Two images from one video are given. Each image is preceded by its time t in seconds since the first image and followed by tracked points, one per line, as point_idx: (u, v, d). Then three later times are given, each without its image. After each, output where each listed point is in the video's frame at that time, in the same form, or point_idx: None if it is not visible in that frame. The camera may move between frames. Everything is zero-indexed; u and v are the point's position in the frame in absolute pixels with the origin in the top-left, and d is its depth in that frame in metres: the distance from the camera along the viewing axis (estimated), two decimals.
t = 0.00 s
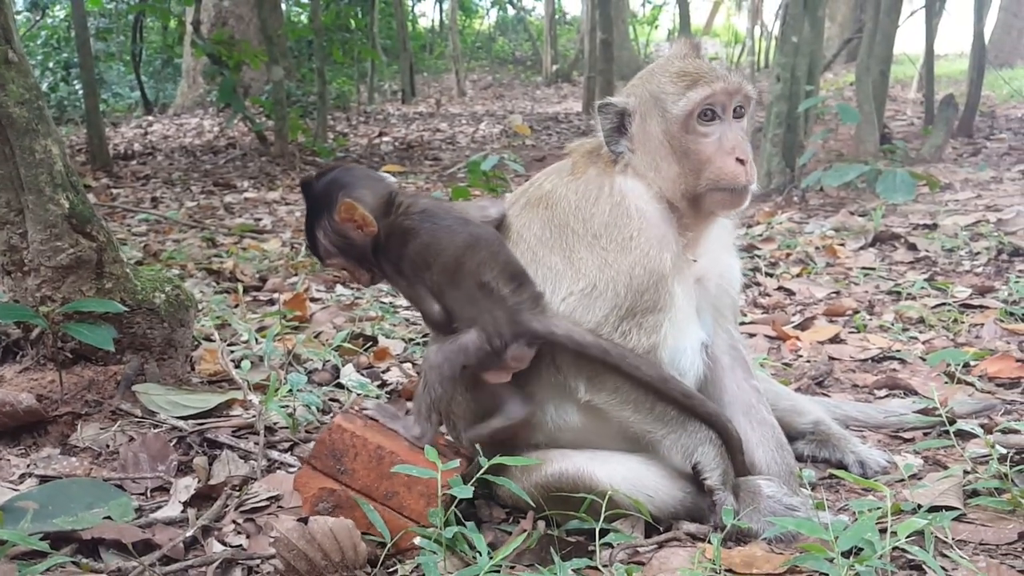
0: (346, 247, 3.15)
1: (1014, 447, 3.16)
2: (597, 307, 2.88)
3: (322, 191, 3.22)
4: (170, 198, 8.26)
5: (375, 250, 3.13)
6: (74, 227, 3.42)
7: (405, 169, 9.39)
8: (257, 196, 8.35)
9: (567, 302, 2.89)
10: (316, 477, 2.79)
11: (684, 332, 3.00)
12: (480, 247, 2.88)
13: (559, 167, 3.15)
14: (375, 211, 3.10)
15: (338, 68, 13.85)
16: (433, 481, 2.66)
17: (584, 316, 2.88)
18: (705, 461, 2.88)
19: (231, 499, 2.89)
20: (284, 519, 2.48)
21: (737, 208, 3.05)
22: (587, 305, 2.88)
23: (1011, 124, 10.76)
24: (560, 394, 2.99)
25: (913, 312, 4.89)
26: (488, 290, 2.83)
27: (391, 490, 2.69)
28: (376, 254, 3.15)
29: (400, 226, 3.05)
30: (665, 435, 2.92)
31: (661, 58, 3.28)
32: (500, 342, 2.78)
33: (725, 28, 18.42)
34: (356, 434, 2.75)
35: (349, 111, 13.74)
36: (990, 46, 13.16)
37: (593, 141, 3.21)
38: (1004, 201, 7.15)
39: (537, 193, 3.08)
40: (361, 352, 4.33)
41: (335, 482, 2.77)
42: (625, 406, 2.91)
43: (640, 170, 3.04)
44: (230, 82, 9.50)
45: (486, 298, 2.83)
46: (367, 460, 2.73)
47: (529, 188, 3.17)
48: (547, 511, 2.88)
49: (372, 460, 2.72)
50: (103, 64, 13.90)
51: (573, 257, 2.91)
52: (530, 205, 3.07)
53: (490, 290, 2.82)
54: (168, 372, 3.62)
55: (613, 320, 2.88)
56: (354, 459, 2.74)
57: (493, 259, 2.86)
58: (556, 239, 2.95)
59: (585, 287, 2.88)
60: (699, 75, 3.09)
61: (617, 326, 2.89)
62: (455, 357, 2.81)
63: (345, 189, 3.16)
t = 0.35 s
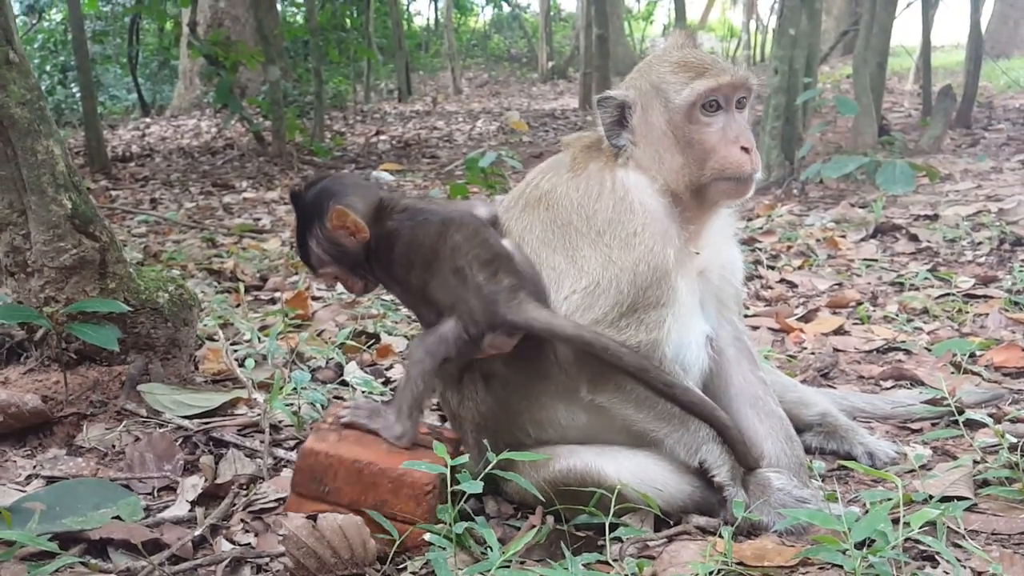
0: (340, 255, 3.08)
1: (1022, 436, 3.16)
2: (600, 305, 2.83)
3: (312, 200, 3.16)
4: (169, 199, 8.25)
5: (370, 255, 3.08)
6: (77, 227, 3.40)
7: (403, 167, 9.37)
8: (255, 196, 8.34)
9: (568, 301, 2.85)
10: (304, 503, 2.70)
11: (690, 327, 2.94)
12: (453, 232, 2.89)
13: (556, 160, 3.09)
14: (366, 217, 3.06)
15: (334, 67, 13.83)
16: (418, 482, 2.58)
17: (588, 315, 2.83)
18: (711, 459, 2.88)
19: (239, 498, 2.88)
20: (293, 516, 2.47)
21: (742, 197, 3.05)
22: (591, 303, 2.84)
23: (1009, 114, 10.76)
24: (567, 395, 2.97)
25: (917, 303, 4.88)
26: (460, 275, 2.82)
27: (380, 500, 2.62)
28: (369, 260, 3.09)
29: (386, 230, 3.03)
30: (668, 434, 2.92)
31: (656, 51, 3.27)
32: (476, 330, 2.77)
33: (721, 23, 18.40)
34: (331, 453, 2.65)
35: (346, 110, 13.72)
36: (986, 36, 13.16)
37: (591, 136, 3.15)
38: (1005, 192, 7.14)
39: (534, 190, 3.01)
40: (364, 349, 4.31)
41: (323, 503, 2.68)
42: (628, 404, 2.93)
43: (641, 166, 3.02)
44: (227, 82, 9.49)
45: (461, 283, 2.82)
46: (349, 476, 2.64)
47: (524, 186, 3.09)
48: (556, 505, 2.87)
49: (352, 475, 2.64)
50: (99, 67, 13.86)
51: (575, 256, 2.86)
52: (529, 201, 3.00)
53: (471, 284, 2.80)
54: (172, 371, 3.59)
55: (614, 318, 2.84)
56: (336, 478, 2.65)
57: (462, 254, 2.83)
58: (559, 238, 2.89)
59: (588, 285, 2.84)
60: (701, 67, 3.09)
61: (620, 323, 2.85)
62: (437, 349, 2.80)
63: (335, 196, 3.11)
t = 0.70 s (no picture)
0: (362, 242, 3.02)
1: None
2: (615, 310, 2.82)
3: (331, 191, 3.11)
4: (177, 195, 8.25)
5: (390, 240, 3.01)
6: (92, 220, 3.41)
7: (409, 165, 9.38)
8: (263, 192, 8.34)
9: (583, 305, 2.85)
10: (314, 502, 2.68)
11: (703, 328, 2.95)
12: (465, 219, 2.83)
13: (571, 157, 3.06)
14: (387, 203, 3.00)
15: (340, 66, 13.83)
16: (430, 478, 2.58)
17: (600, 319, 2.83)
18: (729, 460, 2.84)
19: (253, 492, 2.89)
20: (308, 509, 2.48)
21: (768, 197, 3.07)
22: (601, 307, 2.83)
23: (1018, 117, 10.73)
24: (579, 397, 2.92)
25: (929, 305, 4.87)
26: (466, 265, 2.77)
27: (392, 497, 2.61)
28: (390, 248, 3.04)
29: (404, 215, 2.98)
30: (688, 433, 2.88)
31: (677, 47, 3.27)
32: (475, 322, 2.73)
33: (728, 24, 18.38)
34: (342, 451, 2.63)
35: (353, 109, 13.72)
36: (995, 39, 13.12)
37: (616, 134, 3.11)
38: (1015, 195, 7.13)
39: (548, 191, 2.98)
40: (375, 346, 4.31)
41: (333, 501, 2.66)
42: (643, 404, 2.89)
43: (669, 166, 3.00)
44: (235, 79, 9.49)
45: (466, 274, 2.77)
46: (360, 474, 2.62)
47: (536, 185, 3.04)
48: (571, 502, 2.87)
49: (363, 473, 2.62)
50: (106, 63, 13.87)
51: (591, 258, 2.85)
52: (541, 202, 2.97)
53: (480, 280, 2.75)
54: (185, 365, 3.62)
55: (630, 322, 2.82)
56: (347, 476, 2.63)
57: (468, 247, 2.78)
58: (576, 239, 2.87)
59: (604, 288, 2.82)
60: (739, 65, 3.06)
61: (631, 325, 2.82)
62: (437, 341, 2.77)
63: (354, 185, 3.06)
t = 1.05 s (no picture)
0: (374, 243, 3.04)
1: None
2: (618, 296, 2.80)
3: (344, 190, 3.13)
4: (184, 193, 8.27)
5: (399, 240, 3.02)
6: (102, 217, 3.42)
7: (416, 163, 9.38)
8: (270, 191, 8.35)
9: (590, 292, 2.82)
10: (327, 498, 2.69)
11: (712, 325, 2.97)
12: (477, 216, 2.84)
13: (587, 151, 3.02)
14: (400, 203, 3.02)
15: (347, 64, 13.83)
16: (443, 474, 2.58)
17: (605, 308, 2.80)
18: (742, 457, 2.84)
19: (264, 488, 2.90)
20: (321, 504, 2.48)
21: (791, 194, 3.08)
22: (608, 296, 2.80)
23: None
24: (589, 394, 2.92)
25: (938, 302, 4.86)
26: (476, 262, 2.78)
27: (403, 493, 2.61)
28: (401, 248, 3.05)
29: (415, 216, 3.00)
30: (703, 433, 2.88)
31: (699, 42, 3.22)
32: (486, 320, 2.72)
33: (735, 22, 18.34)
34: (353, 448, 2.64)
35: (360, 106, 13.72)
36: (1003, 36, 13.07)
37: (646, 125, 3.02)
38: None
39: (564, 187, 2.95)
40: (384, 343, 4.31)
41: (346, 497, 2.67)
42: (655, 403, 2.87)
43: (699, 159, 2.98)
44: (242, 77, 9.50)
45: (478, 272, 2.77)
46: (372, 470, 2.63)
47: (553, 182, 3.01)
48: (583, 497, 2.86)
49: (375, 469, 2.63)
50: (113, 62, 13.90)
51: (604, 247, 2.82)
52: (555, 198, 2.95)
53: (490, 276, 2.76)
54: (196, 362, 3.62)
55: (629, 306, 2.80)
56: (359, 472, 2.64)
57: (480, 244, 2.79)
58: (592, 234, 2.85)
59: (612, 277, 2.80)
60: (772, 62, 3.06)
61: (634, 312, 2.81)
62: (448, 338, 2.78)
63: (368, 184, 3.08)
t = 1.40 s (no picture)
0: (363, 228, 3.03)
1: None
2: (628, 297, 2.78)
3: (355, 167, 3.09)
4: (183, 190, 8.26)
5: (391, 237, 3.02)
6: (101, 214, 3.42)
7: (415, 160, 9.38)
8: (269, 187, 8.34)
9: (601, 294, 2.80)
10: (326, 494, 2.70)
11: (716, 325, 2.97)
12: (480, 217, 2.82)
13: (591, 148, 3.00)
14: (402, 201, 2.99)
15: (346, 60, 13.82)
16: (443, 471, 2.58)
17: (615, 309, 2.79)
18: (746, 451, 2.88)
19: (264, 485, 2.90)
20: (320, 501, 2.49)
21: (792, 192, 3.09)
22: (617, 296, 2.79)
23: None
24: (591, 392, 2.92)
25: (937, 298, 4.86)
26: (480, 263, 2.76)
27: (403, 489, 2.62)
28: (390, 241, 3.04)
29: (416, 215, 2.96)
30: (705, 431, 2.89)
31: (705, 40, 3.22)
32: (489, 321, 2.71)
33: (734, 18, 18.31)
34: (352, 444, 2.64)
35: (359, 103, 13.71)
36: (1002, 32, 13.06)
37: (651, 121, 3.02)
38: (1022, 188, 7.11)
39: (568, 185, 2.93)
40: (384, 339, 4.31)
41: (345, 494, 2.68)
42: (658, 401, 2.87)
43: (705, 157, 2.96)
44: (241, 74, 9.49)
45: (483, 273, 2.75)
46: (371, 467, 2.63)
47: (555, 180, 2.99)
48: (583, 494, 2.87)
49: (375, 466, 2.63)
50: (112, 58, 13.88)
51: (612, 246, 2.81)
52: (558, 197, 2.94)
53: (494, 279, 2.73)
54: (195, 359, 3.62)
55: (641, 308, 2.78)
56: (358, 469, 2.64)
57: (485, 245, 2.77)
58: (598, 234, 2.83)
59: (622, 277, 2.78)
60: (775, 62, 3.06)
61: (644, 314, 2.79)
62: (449, 337, 2.77)
63: (379, 170, 3.04)
